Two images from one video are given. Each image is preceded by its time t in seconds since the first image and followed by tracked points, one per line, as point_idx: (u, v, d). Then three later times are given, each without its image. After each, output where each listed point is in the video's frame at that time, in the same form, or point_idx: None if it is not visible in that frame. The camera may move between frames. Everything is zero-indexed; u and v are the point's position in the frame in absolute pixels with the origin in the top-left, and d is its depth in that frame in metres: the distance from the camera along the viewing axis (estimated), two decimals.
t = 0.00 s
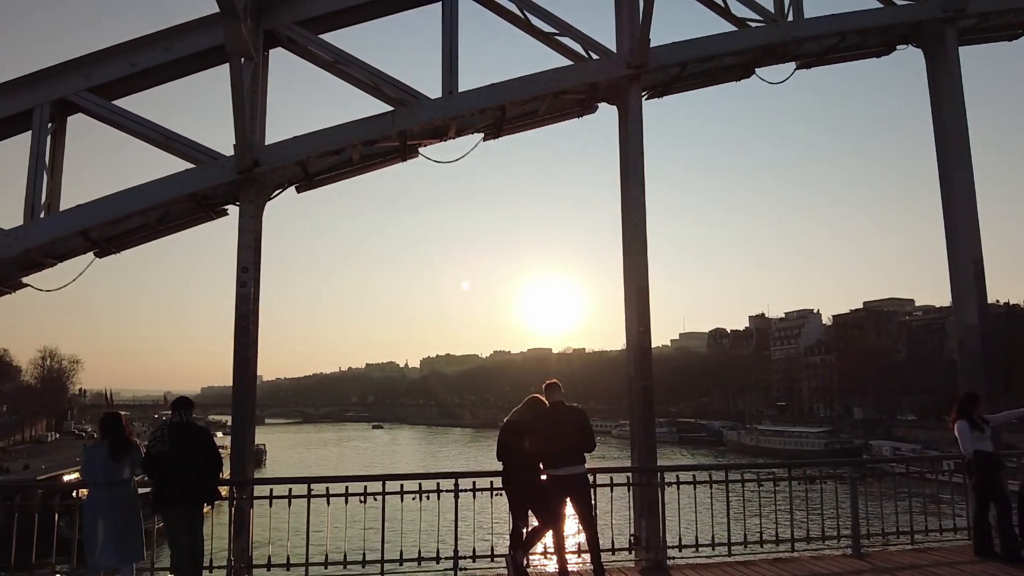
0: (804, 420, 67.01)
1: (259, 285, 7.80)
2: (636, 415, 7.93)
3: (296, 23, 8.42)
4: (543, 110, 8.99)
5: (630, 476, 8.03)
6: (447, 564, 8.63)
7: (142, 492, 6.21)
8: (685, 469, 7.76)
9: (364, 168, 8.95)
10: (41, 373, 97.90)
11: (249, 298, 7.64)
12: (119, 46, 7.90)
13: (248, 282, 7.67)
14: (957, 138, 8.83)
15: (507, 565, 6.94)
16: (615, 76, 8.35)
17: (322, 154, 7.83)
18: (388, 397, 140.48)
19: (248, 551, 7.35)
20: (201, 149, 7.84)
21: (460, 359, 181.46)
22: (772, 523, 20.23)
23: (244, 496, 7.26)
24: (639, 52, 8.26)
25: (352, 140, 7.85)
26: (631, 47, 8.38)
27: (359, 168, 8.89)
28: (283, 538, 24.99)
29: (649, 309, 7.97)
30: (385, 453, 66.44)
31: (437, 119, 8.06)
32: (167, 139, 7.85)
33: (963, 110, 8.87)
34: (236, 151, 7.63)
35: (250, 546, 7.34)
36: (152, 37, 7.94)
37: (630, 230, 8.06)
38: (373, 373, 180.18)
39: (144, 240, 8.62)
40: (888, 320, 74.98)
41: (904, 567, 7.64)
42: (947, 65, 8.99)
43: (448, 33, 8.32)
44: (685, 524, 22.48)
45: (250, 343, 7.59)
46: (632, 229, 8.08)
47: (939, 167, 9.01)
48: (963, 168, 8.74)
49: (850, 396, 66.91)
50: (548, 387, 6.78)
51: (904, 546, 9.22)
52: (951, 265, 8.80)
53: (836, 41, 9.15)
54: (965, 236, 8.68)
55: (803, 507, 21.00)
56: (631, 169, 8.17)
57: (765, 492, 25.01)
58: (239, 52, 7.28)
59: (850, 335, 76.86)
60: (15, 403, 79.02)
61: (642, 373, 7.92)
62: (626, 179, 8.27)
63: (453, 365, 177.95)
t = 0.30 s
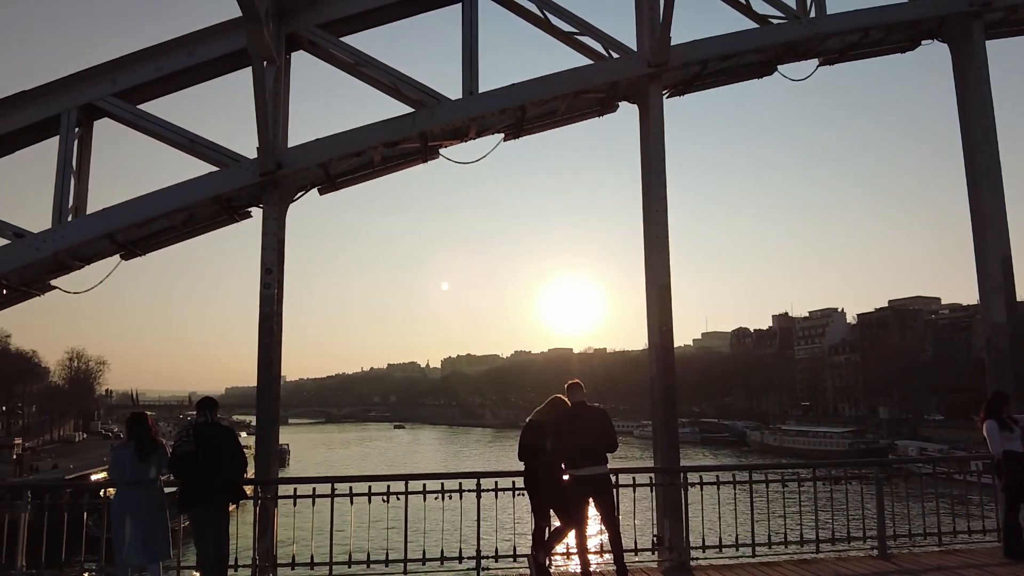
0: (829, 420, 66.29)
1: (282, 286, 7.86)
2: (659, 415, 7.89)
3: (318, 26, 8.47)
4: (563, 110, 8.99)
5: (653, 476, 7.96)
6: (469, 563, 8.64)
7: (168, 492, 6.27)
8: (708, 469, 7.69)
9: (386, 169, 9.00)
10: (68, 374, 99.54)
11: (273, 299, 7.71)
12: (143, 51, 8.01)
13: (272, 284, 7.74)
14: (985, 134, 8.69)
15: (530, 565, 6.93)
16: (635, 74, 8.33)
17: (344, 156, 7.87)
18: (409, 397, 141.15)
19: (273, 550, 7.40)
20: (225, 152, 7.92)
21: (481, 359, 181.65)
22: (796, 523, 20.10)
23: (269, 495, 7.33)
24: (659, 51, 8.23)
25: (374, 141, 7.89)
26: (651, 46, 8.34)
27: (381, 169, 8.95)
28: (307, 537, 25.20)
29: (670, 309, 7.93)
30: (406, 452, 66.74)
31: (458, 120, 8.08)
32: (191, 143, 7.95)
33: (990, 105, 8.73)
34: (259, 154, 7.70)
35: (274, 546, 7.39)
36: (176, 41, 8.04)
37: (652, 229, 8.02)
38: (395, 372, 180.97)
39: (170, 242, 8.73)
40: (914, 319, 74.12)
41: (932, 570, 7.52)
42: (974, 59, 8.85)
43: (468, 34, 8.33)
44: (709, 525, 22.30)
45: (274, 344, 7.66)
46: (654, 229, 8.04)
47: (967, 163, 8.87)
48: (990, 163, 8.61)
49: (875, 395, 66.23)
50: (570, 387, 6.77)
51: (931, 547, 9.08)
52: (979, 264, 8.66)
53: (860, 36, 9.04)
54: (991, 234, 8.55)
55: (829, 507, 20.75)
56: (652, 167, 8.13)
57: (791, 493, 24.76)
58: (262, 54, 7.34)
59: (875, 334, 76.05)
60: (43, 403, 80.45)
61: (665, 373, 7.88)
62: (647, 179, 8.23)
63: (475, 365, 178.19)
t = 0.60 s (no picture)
0: (853, 420, 65.56)
1: (305, 287, 7.90)
2: (682, 416, 7.83)
3: (340, 29, 8.52)
4: (583, 110, 8.95)
5: (675, 476, 7.89)
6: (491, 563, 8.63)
7: (193, 491, 6.33)
8: (733, 470, 7.59)
9: (407, 170, 9.02)
10: (95, 375, 101.07)
11: (296, 300, 7.76)
12: (166, 55, 8.09)
13: (295, 285, 7.78)
14: (1013, 130, 8.55)
15: (552, 565, 6.91)
16: (656, 72, 8.29)
17: (366, 158, 7.91)
18: (430, 397, 141.62)
19: (296, 549, 7.45)
20: (248, 155, 7.99)
21: (502, 359, 181.80)
22: (822, 524, 19.92)
23: (293, 495, 7.38)
24: (681, 48, 8.17)
25: (396, 143, 7.92)
26: (673, 44, 8.29)
27: (402, 171, 8.97)
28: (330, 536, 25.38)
29: (693, 308, 7.86)
30: (428, 453, 66.92)
31: (478, 120, 8.08)
32: (215, 146, 8.03)
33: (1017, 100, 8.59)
34: (282, 157, 7.75)
35: (298, 544, 7.45)
36: (199, 46, 8.12)
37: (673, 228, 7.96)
38: (416, 372, 181.66)
39: (194, 244, 8.81)
40: (941, 317, 73.07)
41: (961, 572, 7.41)
42: (1000, 54, 8.72)
43: (488, 34, 8.33)
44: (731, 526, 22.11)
45: (297, 344, 7.71)
46: (676, 228, 7.98)
47: (995, 159, 8.73)
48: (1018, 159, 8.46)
49: (901, 395, 65.37)
50: (593, 388, 6.74)
51: (960, 549, 8.93)
52: (1007, 262, 8.51)
53: (884, 32, 8.93)
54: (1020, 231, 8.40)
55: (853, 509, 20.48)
56: (673, 166, 8.08)
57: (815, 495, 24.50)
58: (283, 57, 7.39)
59: (900, 333, 75.09)
60: (71, 403, 81.83)
61: (688, 373, 7.81)
62: (669, 178, 8.18)
63: (495, 364, 178.35)
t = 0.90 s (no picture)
0: (878, 420, 64.88)
1: (328, 288, 7.95)
2: (705, 417, 7.76)
3: (360, 31, 8.56)
4: (604, 108, 8.92)
5: (698, 477, 7.83)
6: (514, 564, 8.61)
7: (218, 490, 6.40)
8: (757, 470, 7.53)
9: (427, 172, 9.04)
10: (122, 375, 102.61)
11: (319, 301, 7.80)
12: (190, 60, 8.18)
13: (318, 286, 7.83)
14: None
15: (574, 565, 6.87)
16: (677, 71, 8.24)
17: (387, 159, 7.94)
18: (451, 397, 142.03)
19: (320, 548, 7.49)
20: (271, 158, 8.05)
21: (522, 359, 181.86)
22: (848, 525, 19.72)
23: (317, 494, 7.43)
24: (702, 46, 8.11)
25: (417, 144, 7.95)
26: (694, 42, 8.23)
27: (422, 172, 9.00)
28: (353, 535, 25.57)
29: (715, 307, 7.80)
30: (449, 453, 67.14)
31: (498, 121, 8.08)
32: (238, 149, 8.10)
33: None
34: (304, 159, 7.81)
35: (322, 543, 7.49)
36: (221, 50, 8.20)
37: (696, 228, 7.90)
38: (437, 373, 182.26)
39: (219, 246, 8.90)
40: (967, 315, 71.98)
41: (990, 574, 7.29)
42: None
43: (508, 34, 8.33)
44: (756, 527, 21.95)
45: (320, 345, 7.76)
46: (697, 227, 7.93)
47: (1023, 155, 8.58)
48: None
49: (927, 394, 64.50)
50: (615, 388, 6.72)
51: (987, 551, 8.81)
52: None
53: (909, 27, 8.81)
54: None
55: (879, 510, 20.25)
56: (695, 164, 8.04)
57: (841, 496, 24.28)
58: (305, 60, 7.43)
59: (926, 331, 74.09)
60: (99, 403, 83.02)
61: (711, 372, 7.75)
62: (691, 177, 8.12)
63: (516, 365, 178.45)
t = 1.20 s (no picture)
0: (904, 420, 64.16)
1: (350, 290, 8.00)
2: (729, 417, 7.68)
3: (381, 34, 8.61)
4: (624, 108, 8.88)
5: (721, 478, 7.76)
6: (536, 564, 8.58)
7: (242, 489, 6.46)
8: (781, 471, 7.46)
9: (447, 173, 9.06)
10: (148, 375, 104.00)
11: (341, 302, 7.85)
12: (212, 64, 8.26)
13: (340, 287, 7.87)
14: None
15: (597, 566, 6.83)
16: (698, 69, 8.20)
17: (408, 160, 7.97)
18: (473, 397, 142.37)
19: (343, 546, 7.53)
20: (294, 160, 8.13)
21: (544, 359, 181.82)
22: (875, 526, 19.52)
23: (340, 493, 7.47)
24: (723, 43, 8.06)
25: (437, 146, 7.96)
26: (715, 39, 8.18)
27: (443, 173, 9.02)
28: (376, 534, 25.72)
29: (738, 306, 7.74)
30: (470, 453, 67.30)
31: (519, 121, 8.09)
32: (261, 151, 8.18)
33: None
34: (326, 161, 7.85)
35: (346, 543, 7.53)
36: (243, 54, 8.27)
37: (718, 226, 7.84)
38: (459, 372, 182.80)
39: (242, 248, 8.98)
40: (995, 313, 70.84)
41: None
42: None
43: (528, 35, 8.34)
44: (782, 527, 21.80)
45: (343, 346, 7.82)
46: (720, 226, 7.87)
47: None
48: None
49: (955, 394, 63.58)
50: (638, 388, 6.69)
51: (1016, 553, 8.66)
52: None
53: (933, 21, 8.69)
54: None
55: (906, 510, 20.02)
56: (716, 162, 7.98)
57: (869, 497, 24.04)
58: (327, 63, 7.49)
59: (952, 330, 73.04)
60: (125, 404, 84.15)
61: (733, 373, 7.69)
62: (713, 176, 8.06)
63: (537, 365, 178.47)
